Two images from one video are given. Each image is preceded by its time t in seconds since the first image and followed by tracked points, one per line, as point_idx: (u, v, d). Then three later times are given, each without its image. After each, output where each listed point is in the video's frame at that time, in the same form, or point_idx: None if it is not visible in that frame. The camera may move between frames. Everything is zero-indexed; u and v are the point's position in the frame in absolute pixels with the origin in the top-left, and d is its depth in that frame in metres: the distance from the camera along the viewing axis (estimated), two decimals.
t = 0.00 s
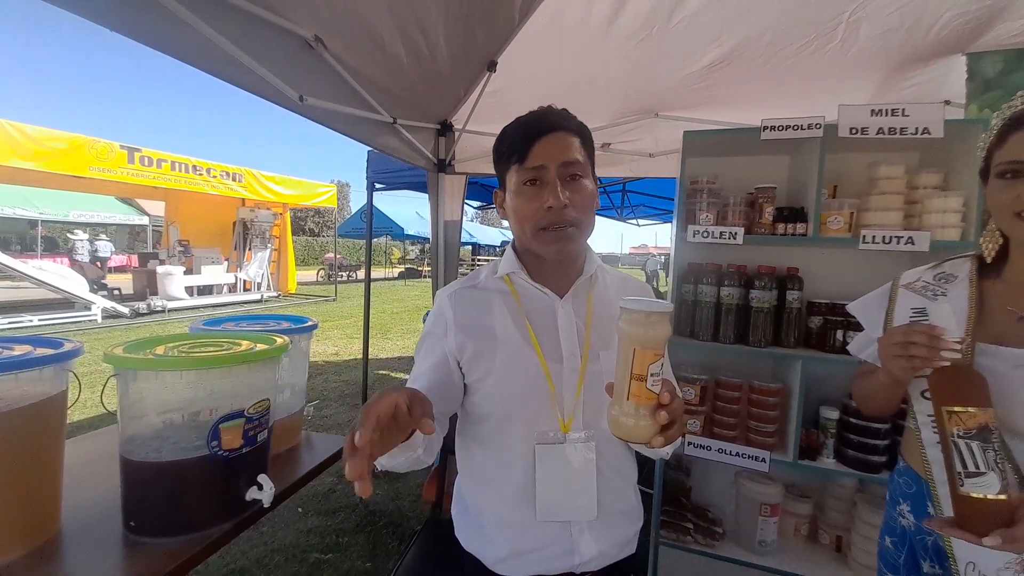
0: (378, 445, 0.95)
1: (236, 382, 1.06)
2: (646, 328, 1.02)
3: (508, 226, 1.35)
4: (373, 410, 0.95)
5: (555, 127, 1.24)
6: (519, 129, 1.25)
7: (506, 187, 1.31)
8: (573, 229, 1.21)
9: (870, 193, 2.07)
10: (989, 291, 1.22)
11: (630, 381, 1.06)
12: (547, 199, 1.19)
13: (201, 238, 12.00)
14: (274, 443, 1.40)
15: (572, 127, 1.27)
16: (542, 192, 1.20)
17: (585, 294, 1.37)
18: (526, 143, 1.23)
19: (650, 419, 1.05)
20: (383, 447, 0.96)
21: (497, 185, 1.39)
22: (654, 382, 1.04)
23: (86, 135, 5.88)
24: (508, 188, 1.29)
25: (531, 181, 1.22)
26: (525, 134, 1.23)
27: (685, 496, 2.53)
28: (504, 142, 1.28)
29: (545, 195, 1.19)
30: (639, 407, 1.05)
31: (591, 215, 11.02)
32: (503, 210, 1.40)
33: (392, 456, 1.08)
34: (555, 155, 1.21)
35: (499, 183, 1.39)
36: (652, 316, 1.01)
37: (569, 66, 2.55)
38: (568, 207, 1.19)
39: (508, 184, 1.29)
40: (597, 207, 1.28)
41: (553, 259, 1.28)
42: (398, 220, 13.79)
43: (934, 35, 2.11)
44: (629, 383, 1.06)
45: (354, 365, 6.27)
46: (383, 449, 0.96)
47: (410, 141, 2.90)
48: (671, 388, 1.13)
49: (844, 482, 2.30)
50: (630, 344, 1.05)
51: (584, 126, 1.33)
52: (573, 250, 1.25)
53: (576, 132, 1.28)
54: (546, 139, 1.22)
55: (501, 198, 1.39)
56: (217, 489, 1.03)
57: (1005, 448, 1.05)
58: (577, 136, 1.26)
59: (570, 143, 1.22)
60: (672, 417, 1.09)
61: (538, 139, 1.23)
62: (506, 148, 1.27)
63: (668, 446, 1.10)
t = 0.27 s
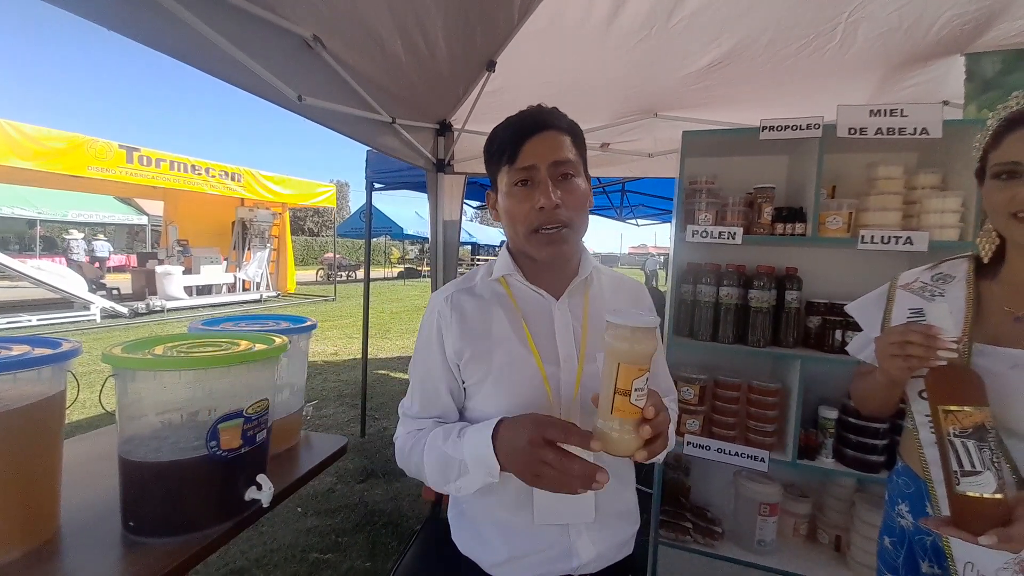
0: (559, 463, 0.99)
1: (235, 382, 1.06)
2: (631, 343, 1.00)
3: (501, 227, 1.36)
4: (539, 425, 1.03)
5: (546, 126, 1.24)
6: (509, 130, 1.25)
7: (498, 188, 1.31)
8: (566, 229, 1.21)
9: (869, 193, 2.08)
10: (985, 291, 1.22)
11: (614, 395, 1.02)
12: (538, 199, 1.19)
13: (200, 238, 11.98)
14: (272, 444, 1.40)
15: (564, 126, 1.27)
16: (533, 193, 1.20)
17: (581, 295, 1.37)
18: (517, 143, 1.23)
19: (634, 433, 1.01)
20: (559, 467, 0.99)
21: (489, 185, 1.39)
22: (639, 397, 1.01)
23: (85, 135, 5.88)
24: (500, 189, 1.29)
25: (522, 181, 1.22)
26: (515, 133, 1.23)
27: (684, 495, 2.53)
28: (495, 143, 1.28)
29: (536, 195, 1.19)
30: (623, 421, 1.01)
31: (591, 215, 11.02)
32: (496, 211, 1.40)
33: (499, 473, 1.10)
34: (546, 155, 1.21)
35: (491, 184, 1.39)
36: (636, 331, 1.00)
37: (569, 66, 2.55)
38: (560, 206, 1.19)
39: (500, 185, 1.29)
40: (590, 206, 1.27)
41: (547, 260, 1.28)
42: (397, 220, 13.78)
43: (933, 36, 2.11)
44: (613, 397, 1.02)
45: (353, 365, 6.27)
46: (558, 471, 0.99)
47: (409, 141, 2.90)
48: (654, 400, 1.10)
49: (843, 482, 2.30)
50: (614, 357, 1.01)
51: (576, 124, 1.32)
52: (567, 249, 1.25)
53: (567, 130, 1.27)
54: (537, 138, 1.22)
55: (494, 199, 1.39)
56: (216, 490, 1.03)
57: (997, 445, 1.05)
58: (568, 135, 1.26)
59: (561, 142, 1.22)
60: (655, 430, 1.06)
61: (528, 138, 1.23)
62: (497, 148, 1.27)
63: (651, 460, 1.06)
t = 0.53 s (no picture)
0: (576, 447, 1.00)
1: (235, 381, 1.06)
2: (623, 338, 0.98)
3: (504, 225, 1.35)
4: (551, 411, 1.03)
5: (552, 125, 1.24)
6: (515, 127, 1.25)
7: (502, 185, 1.30)
8: (571, 227, 1.21)
9: (870, 193, 2.07)
10: (984, 291, 1.22)
11: (607, 391, 1.00)
12: (543, 196, 1.19)
13: (200, 237, 11.99)
14: (273, 442, 1.41)
15: (569, 125, 1.27)
16: (539, 190, 1.20)
17: (582, 293, 1.37)
18: (523, 140, 1.23)
19: (627, 428, 1.00)
20: (575, 451, 1.00)
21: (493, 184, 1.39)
22: (632, 392, 0.99)
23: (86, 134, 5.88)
24: (504, 187, 1.28)
25: (528, 178, 1.22)
26: (521, 131, 1.23)
27: (684, 495, 2.54)
28: (500, 140, 1.28)
29: (542, 192, 1.19)
30: (616, 417, 0.99)
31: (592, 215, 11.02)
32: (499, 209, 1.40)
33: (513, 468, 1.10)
34: (552, 153, 1.21)
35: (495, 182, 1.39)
36: (628, 325, 0.98)
37: (569, 65, 2.55)
38: (565, 204, 1.19)
39: (505, 182, 1.29)
40: (593, 205, 1.28)
41: (549, 258, 1.28)
42: (398, 219, 13.79)
43: (934, 35, 2.11)
44: (606, 392, 1.00)
45: (354, 364, 6.27)
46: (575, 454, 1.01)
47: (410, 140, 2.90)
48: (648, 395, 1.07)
49: (843, 482, 2.30)
50: (606, 353, 1.00)
51: (581, 124, 1.33)
52: (570, 248, 1.24)
53: (572, 129, 1.28)
54: (543, 136, 1.22)
55: (497, 197, 1.39)
56: (216, 489, 1.03)
57: (997, 444, 1.05)
58: (573, 134, 1.26)
59: (567, 141, 1.23)
60: (650, 426, 1.04)
61: (534, 136, 1.22)
62: (501, 146, 1.27)
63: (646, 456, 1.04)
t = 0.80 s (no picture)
0: (570, 447, 1.00)
1: (235, 381, 1.06)
2: (615, 343, 0.96)
3: (509, 224, 1.35)
4: (547, 410, 1.03)
5: (561, 126, 1.24)
6: (524, 128, 1.24)
7: (509, 185, 1.30)
8: (578, 229, 1.21)
9: (869, 193, 2.08)
10: (983, 291, 1.22)
11: (600, 395, 0.99)
12: (554, 197, 1.18)
13: (200, 237, 11.98)
14: (273, 442, 1.40)
15: (577, 127, 1.27)
16: (548, 191, 1.20)
17: (584, 293, 1.37)
18: (533, 141, 1.22)
19: (620, 432, 0.98)
20: (569, 451, 1.00)
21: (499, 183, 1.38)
22: (624, 396, 0.98)
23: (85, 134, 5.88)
24: (512, 186, 1.28)
25: (538, 178, 1.21)
26: (531, 132, 1.23)
27: (683, 495, 2.54)
28: (508, 140, 1.28)
29: (552, 193, 1.19)
30: (610, 421, 0.98)
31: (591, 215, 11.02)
32: (504, 209, 1.40)
33: (511, 466, 1.10)
34: (562, 154, 1.21)
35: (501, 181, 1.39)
36: (620, 330, 0.96)
37: (569, 66, 2.55)
38: (575, 206, 1.19)
39: (512, 182, 1.28)
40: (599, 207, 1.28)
41: (556, 259, 1.28)
42: (397, 220, 13.78)
43: (934, 36, 2.11)
44: (599, 396, 0.99)
45: (353, 365, 6.27)
46: (570, 454, 1.01)
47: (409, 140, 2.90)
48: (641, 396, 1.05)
49: (842, 482, 2.30)
50: (598, 357, 0.98)
51: (589, 127, 1.33)
52: (576, 249, 1.25)
53: (580, 131, 1.28)
54: (553, 137, 1.22)
55: (503, 197, 1.38)
56: (216, 489, 1.03)
57: (998, 445, 1.05)
58: (582, 136, 1.27)
59: (576, 143, 1.23)
60: (645, 429, 1.02)
61: (544, 137, 1.22)
62: (510, 145, 1.26)
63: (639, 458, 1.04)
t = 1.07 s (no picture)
0: (573, 443, 1.00)
1: (239, 380, 1.07)
2: (615, 339, 0.96)
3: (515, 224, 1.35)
4: (549, 407, 1.04)
5: (569, 129, 1.24)
6: (533, 129, 1.24)
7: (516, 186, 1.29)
8: (585, 231, 1.22)
9: (872, 195, 2.07)
10: (986, 292, 1.22)
11: (600, 391, 0.98)
12: (562, 200, 1.19)
13: (203, 237, 12.03)
14: (276, 442, 1.41)
15: (585, 130, 1.27)
16: (556, 193, 1.20)
17: (589, 291, 1.37)
18: (542, 143, 1.22)
19: (621, 428, 0.97)
20: (571, 447, 1.00)
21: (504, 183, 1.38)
22: (625, 391, 0.96)
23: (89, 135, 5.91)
24: (519, 187, 1.27)
25: (546, 180, 1.21)
26: (540, 133, 1.23)
27: (686, 497, 2.53)
28: (516, 141, 1.27)
29: (561, 195, 1.19)
30: (610, 417, 0.97)
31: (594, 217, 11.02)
32: (510, 209, 1.40)
33: (514, 465, 1.10)
34: (571, 157, 1.21)
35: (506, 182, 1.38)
36: (619, 326, 0.96)
37: (572, 67, 2.55)
38: (583, 208, 1.20)
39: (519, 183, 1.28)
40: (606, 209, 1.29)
41: (562, 260, 1.28)
42: (400, 221, 13.80)
43: (937, 37, 2.10)
44: (599, 393, 0.98)
45: (355, 365, 6.28)
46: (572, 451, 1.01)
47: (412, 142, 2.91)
48: (644, 393, 1.05)
49: (845, 484, 2.29)
50: (598, 353, 0.97)
51: (595, 129, 1.34)
52: (582, 251, 1.26)
53: (587, 134, 1.28)
54: (562, 139, 1.22)
55: (509, 197, 1.38)
56: (220, 487, 1.03)
57: (1004, 448, 1.05)
58: (589, 139, 1.27)
59: (584, 145, 1.23)
60: (647, 424, 1.02)
61: (553, 139, 1.22)
62: (519, 146, 1.26)
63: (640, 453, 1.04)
